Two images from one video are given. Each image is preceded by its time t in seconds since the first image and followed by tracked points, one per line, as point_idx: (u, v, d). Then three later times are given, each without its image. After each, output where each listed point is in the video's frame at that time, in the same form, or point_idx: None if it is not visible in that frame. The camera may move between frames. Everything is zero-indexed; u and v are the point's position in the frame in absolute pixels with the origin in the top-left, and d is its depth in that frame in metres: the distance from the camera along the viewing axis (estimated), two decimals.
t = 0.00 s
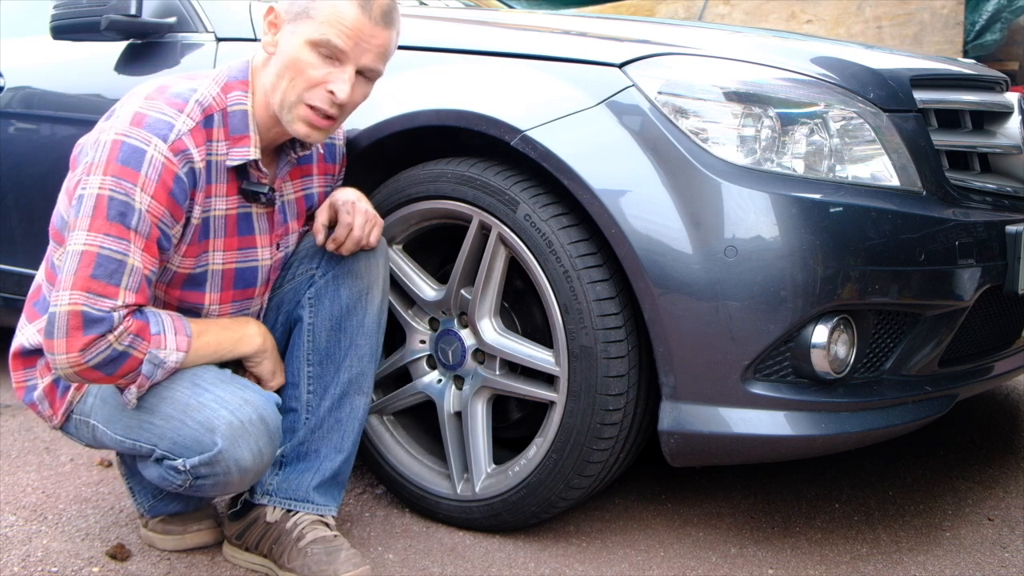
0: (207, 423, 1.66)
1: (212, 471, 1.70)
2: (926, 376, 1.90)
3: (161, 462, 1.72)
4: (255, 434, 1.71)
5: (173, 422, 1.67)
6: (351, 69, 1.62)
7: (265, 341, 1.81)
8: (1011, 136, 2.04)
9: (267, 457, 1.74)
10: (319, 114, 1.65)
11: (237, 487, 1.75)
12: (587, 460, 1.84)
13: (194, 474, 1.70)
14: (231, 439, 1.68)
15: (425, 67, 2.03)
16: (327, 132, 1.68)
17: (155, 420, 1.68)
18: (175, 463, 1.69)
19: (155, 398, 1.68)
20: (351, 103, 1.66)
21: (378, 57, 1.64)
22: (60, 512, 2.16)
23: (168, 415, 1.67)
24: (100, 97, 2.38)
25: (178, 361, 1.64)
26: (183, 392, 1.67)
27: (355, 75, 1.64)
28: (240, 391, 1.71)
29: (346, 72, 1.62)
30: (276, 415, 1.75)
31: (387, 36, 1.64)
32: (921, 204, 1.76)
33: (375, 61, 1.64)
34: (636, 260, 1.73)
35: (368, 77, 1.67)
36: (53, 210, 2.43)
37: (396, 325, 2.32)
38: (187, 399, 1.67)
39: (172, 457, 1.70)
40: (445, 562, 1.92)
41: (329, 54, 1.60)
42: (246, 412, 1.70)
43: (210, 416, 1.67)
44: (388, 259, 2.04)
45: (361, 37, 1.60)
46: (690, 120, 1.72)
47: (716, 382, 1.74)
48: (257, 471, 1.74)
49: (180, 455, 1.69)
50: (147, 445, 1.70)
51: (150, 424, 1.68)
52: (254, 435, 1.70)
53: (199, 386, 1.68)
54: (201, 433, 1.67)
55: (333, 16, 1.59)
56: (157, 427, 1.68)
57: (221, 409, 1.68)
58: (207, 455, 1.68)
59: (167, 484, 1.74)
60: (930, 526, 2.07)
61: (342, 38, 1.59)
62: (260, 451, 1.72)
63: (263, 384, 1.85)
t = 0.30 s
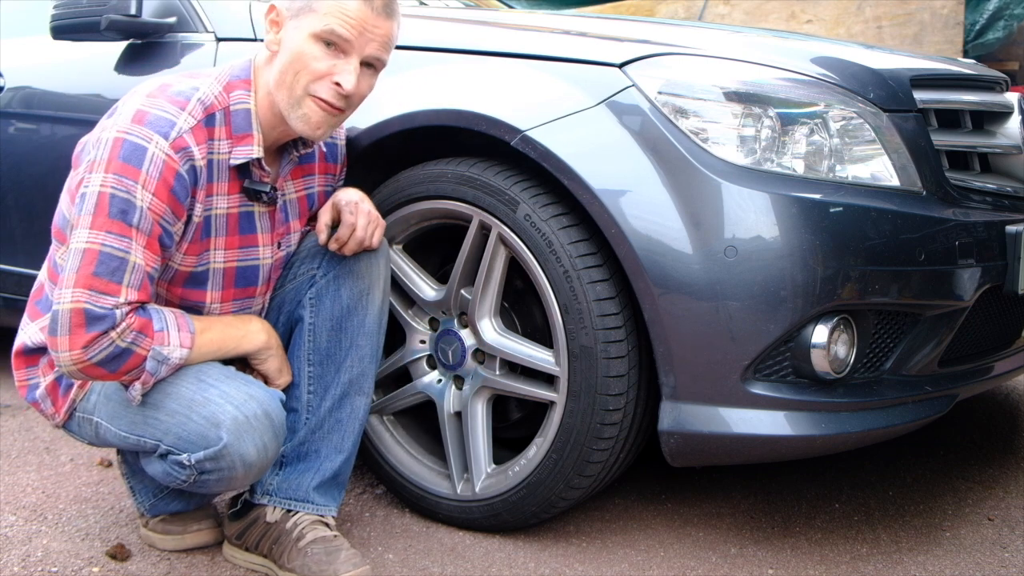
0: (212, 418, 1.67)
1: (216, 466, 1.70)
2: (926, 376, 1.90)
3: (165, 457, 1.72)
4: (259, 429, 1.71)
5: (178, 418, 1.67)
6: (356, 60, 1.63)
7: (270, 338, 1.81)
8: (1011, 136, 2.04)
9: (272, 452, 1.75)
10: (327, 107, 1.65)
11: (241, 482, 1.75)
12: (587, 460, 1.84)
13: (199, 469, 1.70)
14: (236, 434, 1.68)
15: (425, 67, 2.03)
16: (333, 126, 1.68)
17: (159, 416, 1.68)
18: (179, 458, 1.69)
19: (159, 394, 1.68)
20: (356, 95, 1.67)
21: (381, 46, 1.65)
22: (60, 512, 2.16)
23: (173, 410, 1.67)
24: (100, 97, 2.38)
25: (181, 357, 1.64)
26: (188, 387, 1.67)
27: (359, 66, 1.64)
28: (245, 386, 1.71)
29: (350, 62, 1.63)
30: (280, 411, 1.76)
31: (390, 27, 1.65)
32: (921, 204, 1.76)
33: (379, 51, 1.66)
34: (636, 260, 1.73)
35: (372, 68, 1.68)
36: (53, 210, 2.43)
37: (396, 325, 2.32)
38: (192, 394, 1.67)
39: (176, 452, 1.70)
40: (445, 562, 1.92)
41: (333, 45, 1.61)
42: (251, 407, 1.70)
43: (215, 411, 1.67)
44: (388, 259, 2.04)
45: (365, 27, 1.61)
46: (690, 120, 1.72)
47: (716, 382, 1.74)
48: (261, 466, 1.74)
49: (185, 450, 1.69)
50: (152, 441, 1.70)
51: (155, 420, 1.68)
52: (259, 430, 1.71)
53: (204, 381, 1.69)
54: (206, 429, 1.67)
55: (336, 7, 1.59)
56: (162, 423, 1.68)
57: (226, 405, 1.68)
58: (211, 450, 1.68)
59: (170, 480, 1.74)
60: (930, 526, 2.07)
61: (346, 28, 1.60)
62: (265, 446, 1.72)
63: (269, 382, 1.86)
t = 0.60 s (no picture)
0: (209, 416, 1.67)
1: (214, 464, 1.70)
2: (926, 376, 1.90)
3: (164, 456, 1.72)
4: (257, 427, 1.71)
5: (176, 416, 1.67)
6: (354, 60, 1.63)
7: (268, 337, 1.81)
8: (1011, 136, 2.04)
9: (270, 450, 1.75)
10: (324, 107, 1.65)
11: (239, 481, 1.75)
12: (587, 460, 1.84)
13: (197, 467, 1.70)
14: (234, 432, 1.68)
15: (425, 67, 2.03)
16: (332, 125, 1.69)
17: (157, 415, 1.68)
18: (178, 457, 1.70)
19: (158, 393, 1.68)
20: (354, 93, 1.67)
21: (379, 45, 1.65)
22: (60, 512, 2.16)
23: (171, 409, 1.67)
24: (100, 97, 2.38)
25: (178, 356, 1.64)
26: (186, 386, 1.67)
27: (357, 65, 1.64)
28: (243, 385, 1.71)
29: (349, 61, 1.63)
30: (278, 409, 1.76)
31: (387, 25, 1.65)
32: (921, 204, 1.76)
33: (376, 50, 1.66)
34: (636, 260, 1.73)
35: (370, 67, 1.68)
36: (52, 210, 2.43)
37: (396, 325, 2.32)
38: (190, 393, 1.67)
39: (175, 451, 1.70)
40: (445, 562, 1.92)
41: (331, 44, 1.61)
42: (249, 405, 1.70)
43: (213, 410, 1.67)
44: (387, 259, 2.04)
45: (362, 27, 1.61)
46: (690, 120, 1.72)
47: (716, 382, 1.74)
48: (259, 464, 1.74)
49: (183, 448, 1.69)
50: (150, 440, 1.70)
51: (153, 419, 1.68)
52: (256, 428, 1.71)
53: (202, 380, 1.69)
54: (204, 427, 1.67)
55: (333, 7, 1.59)
56: (160, 422, 1.68)
57: (224, 403, 1.68)
58: (209, 449, 1.68)
59: (169, 478, 1.74)
60: (930, 526, 2.07)
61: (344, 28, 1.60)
62: (263, 444, 1.72)
63: (268, 380, 1.86)
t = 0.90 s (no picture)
0: (211, 415, 1.67)
1: (215, 463, 1.70)
2: (926, 376, 1.90)
3: (165, 455, 1.72)
4: (259, 426, 1.71)
5: (178, 415, 1.67)
6: (353, 59, 1.63)
7: (269, 337, 1.81)
8: (1011, 136, 2.04)
9: (271, 449, 1.75)
10: (324, 106, 1.65)
11: (241, 479, 1.75)
12: (587, 460, 1.84)
13: (198, 466, 1.70)
14: (236, 431, 1.68)
15: (425, 67, 2.03)
16: (332, 125, 1.69)
17: (159, 414, 1.68)
18: (179, 456, 1.70)
19: (159, 392, 1.68)
20: (354, 93, 1.67)
21: (378, 44, 1.65)
22: (60, 512, 2.16)
23: (172, 408, 1.67)
24: (100, 97, 2.38)
25: (179, 355, 1.64)
26: (187, 384, 1.67)
27: (357, 64, 1.64)
28: (244, 383, 1.71)
29: (348, 60, 1.63)
30: (279, 408, 1.76)
31: (387, 25, 1.65)
32: (921, 204, 1.76)
33: (376, 49, 1.65)
34: (636, 259, 1.73)
35: (369, 66, 1.68)
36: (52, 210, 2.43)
37: (396, 325, 2.32)
38: (192, 392, 1.67)
39: (176, 450, 1.70)
40: (445, 562, 1.92)
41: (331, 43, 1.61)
42: (250, 404, 1.70)
43: (214, 408, 1.67)
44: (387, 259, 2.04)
45: (361, 27, 1.61)
46: (690, 120, 1.72)
47: (716, 382, 1.74)
48: (261, 463, 1.74)
49: (184, 447, 1.69)
50: (151, 439, 1.70)
51: (155, 418, 1.68)
52: (258, 427, 1.71)
53: (203, 379, 1.69)
54: (206, 426, 1.67)
55: (333, 6, 1.59)
56: (162, 420, 1.68)
57: (226, 402, 1.68)
58: (211, 447, 1.68)
59: (170, 477, 1.74)
60: (930, 526, 2.07)
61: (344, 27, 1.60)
62: (265, 442, 1.73)
63: (268, 380, 1.85)
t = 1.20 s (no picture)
0: (212, 414, 1.67)
1: (216, 462, 1.70)
2: (926, 376, 1.90)
3: (165, 455, 1.72)
4: (259, 426, 1.71)
5: (178, 415, 1.67)
6: (354, 60, 1.63)
7: (269, 337, 1.81)
8: (1011, 136, 2.04)
9: (272, 449, 1.75)
10: (325, 107, 1.65)
11: (241, 479, 1.75)
12: (587, 460, 1.84)
13: (198, 465, 1.70)
14: (237, 431, 1.68)
15: (425, 67, 2.03)
16: (334, 126, 1.69)
17: (160, 414, 1.68)
18: (180, 455, 1.69)
19: (159, 392, 1.68)
20: (356, 94, 1.67)
21: (380, 45, 1.65)
22: (60, 512, 2.16)
23: (173, 408, 1.67)
24: (100, 97, 2.38)
25: (180, 355, 1.64)
26: (187, 384, 1.67)
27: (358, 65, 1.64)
28: (245, 383, 1.71)
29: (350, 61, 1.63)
30: (279, 408, 1.76)
31: (388, 26, 1.65)
32: (921, 204, 1.76)
33: (377, 51, 1.66)
34: (636, 259, 1.73)
35: (371, 67, 1.68)
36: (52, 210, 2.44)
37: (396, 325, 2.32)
38: (192, 391, 1.67)
39: (176, 449, 1.70)
40: (445, 562, 1.92)
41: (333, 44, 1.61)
42: (251, 404, 1.70)
43: (215, 408, 1.67)
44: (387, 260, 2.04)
45: (363, 28, 1.61)
46: (690, 120, 1.73)
47: (716, 382, 1.74)
48: (261, 463, 1.74)
49: (184, 447, 1.69)
50: (151, 438, 1.70)
51: (155, 418, 1.68)
52: (258, 426, 1.71)
53: (203, 379, 1.69)
54: (206, 426, 1.67)
55: (335, 7, 1.59)
56: (163, 420, 1.68)
57: (226, 402, 1.68)
58: (211, 447, 1.68)
59: (171, 477, 1.74)
60: (930, 526, 2.07)
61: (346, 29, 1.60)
62: (265, 442, 1.73)
63: (268, 380, 1.85)
